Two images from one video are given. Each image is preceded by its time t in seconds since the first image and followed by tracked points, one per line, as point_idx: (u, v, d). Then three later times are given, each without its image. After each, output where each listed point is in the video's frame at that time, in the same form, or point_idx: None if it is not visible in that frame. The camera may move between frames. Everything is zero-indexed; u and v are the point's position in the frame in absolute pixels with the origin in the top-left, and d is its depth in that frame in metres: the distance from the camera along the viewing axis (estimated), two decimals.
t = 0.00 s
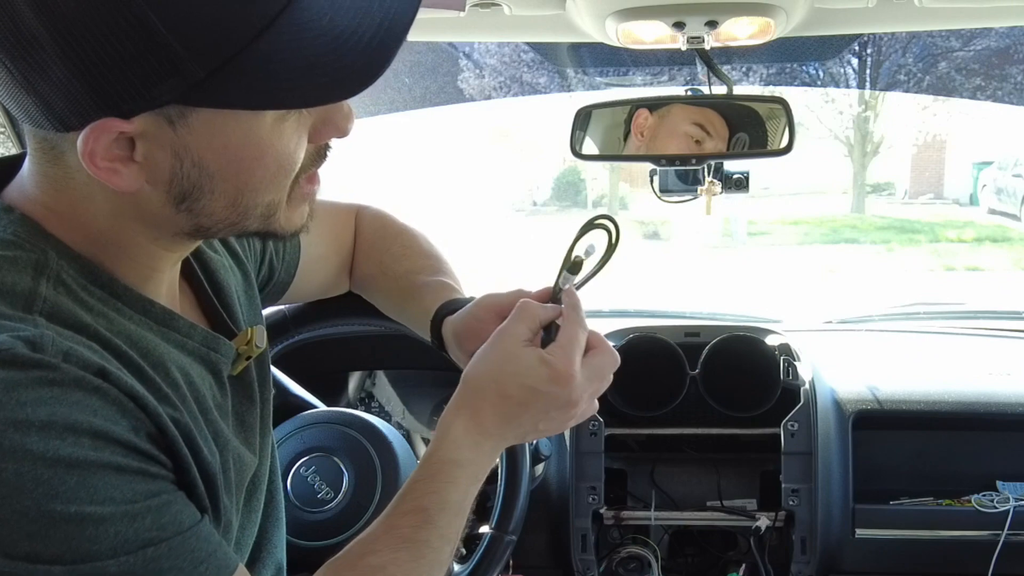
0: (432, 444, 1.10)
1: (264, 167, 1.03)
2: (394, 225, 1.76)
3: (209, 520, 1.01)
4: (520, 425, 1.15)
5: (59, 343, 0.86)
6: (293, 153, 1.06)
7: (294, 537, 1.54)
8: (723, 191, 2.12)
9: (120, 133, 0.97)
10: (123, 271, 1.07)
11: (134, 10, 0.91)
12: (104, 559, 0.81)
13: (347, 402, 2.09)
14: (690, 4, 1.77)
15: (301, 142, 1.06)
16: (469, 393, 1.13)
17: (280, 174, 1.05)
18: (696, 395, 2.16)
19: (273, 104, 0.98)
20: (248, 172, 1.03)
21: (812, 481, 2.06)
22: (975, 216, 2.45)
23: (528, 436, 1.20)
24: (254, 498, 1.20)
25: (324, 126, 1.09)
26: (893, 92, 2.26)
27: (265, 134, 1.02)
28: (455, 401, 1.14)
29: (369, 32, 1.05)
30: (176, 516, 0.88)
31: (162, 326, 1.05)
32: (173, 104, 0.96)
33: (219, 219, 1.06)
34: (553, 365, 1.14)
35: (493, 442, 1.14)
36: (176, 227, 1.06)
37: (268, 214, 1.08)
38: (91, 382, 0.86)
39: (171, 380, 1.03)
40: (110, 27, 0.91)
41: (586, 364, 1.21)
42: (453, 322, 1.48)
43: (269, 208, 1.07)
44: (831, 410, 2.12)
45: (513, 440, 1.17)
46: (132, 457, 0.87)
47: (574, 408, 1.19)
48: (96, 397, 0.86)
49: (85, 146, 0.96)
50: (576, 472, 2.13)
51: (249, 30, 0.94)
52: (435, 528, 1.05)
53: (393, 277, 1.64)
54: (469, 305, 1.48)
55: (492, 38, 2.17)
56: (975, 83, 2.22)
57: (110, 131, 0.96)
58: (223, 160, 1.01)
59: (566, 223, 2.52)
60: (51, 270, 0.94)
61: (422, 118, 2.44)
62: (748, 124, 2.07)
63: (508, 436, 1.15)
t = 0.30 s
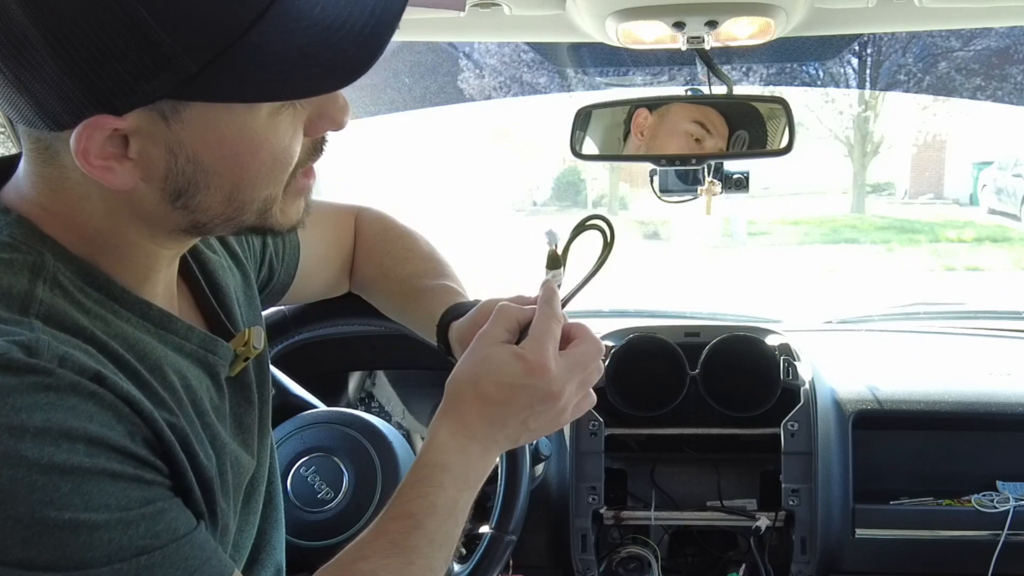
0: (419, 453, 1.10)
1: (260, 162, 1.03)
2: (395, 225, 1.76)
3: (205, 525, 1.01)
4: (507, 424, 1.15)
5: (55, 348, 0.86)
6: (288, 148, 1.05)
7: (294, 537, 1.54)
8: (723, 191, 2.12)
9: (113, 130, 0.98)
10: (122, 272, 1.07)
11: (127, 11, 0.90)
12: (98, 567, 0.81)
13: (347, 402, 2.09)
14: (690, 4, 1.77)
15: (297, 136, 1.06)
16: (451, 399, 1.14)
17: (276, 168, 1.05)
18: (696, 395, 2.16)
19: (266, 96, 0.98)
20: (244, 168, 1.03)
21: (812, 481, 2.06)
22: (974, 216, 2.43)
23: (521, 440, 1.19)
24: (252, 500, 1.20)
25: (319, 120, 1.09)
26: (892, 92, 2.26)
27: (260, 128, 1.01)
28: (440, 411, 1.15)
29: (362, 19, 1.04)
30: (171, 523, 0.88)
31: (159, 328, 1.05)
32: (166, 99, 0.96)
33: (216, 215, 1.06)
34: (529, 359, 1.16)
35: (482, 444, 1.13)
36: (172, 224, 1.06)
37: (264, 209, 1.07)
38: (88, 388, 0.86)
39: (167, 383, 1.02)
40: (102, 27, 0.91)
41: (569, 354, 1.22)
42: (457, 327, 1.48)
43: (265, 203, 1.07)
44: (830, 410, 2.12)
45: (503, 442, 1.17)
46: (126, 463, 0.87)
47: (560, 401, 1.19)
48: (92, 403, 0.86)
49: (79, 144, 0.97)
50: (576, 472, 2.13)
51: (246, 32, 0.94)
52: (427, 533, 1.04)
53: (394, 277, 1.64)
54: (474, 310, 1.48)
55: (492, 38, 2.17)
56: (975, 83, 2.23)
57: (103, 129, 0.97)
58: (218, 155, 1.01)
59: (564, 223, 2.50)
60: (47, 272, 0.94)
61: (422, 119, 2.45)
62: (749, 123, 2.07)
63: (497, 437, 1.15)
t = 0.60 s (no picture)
0: (428, 468, 1.10)
1: (260, 164, 1.03)
2: (395, 225, 1.76)
3: (205, 528, 1.01)
4: (516, 435, 1.15)
5: (57, 351, 0.86)
6: (288, 150, 1.05)
7: (294, 537, 1.54)
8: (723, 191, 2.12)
9: (116, 128, 0.97)
10: (120, 271, 1.07)
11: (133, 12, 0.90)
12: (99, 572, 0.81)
13: (347, 402, 2.09)
14: (690, 5, 1.77)
15: (297, 139, 1.06)
16: (460, 415, 1.15)
17: (275, 170, 1.05)
18: (696, 395, 2.16)
19: (267, 97, 0.98)
20: (244, 170, 1.03)
21: (812, 481, 2.06)
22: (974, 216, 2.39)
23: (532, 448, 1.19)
24: (250, 501, 1.20)
25: (320, 122, 1.09)
26: (892, 92, 2.28)
27: (262, 129, 1.02)
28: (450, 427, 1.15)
29: (366, 20, 1.05)
30: (170, 528, 0.88)
31: (159, 331, 1.06)
32: (170, 98, 0.96)
33: (215, 216, 1.06)
34: (533, 369, 1.16)
35: (491, 456, 1.14)
36: (171, 224, 1.06)
37: (262, 211, 1.07)
38: (89, 392, 0.86)
39: (167, 386, 1.03)
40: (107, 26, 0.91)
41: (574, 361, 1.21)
42: (475, 305, 1.51)
43: (263, 205, 1.07)
44: (830, 410, 2.12)
45: (514, 453, 1.17)
46: (126, 467, 0.87)
47: (569, 409, 1.19)
48: (93, 406, 0.86)
49: (81, 141, 0.96)
50: (576, 472, 2.12)
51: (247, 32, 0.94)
52: (433, 544, 1.04)
53: (395, 278, 1.64)
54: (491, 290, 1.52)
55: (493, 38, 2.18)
56: (975, 83, 2.23)
57: (107, 126, 0.96)
58: (220, 156, 1.01)
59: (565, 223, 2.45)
60: (48, 274, 0.94)
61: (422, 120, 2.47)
62: (749, 123, 2.07)
63: (506, 447, 1.15)
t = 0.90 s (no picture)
0: (436, 461, 1.12)
1: (265, 162, 1.03)
2: (395, 226, 1.76)
3: (209, 524, 1.01)
4: (525, 426, 1.16)
5: (63, 348, 0.86)
6: (292, 149, 1.05)
7: (294, 537, 1.54)
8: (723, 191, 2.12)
9: (124, 123, 0.97)
10: (125, 267, 1.08)
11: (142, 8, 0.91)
12: (105, 567, 0.81)
13: (347, 402, 2.09)
14: (690, 4, 1.77)
15: (301, 138, 1.06)
16: (467, 408, 1.16)
17: (280, 167, 1.05)
18: (696, 395, 2.16)
19: (272, 95, 0.98)
20: (249, 167, 1.02)
21: (812, 481, 2.06)
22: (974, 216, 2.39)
23: (545, 440, 1.20)
24: (251, 501, 1.20)
25: (324, 123, 1.09)
26: (892, 92, 2.27)
27: (268, 127, 1.02)
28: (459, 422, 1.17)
29: (372, 21, 1.06)
30: (176, 524, 0.88)
31: (164, 329, 1.06)
32: (178, 95, 0.96)
33: (220, 213, 1.05)
34: (538, 359, 1.16)
35: (501, 449, 1.15)
36: (176, 222, 1.06)
37: (267, 209, 1.07)
38: (95, 388, 0.86)
39: (171, 383, 1.03)
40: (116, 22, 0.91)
41: (582, 347, 1.20)
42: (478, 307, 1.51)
43: (268, 203, 1.07)
44: (830, 410, 2.12)
45: (525, 445, 1.17)
46: (133, 463, 0.87)
47: (577, 397, 1.19)
48: (98, 403, 0.86)
49: (88, 136, 0.97)
50: (576, 472, 2.12)
51: (249, 29, 0.94)
52: (441, 538, 1.05)
53: (396, 277, 1.65)
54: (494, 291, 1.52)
55: (492, 38, 2.18)
56: (975, 83, 2.23)
57: (114, 121, 0.97)
58: (226, 153, 1.01)
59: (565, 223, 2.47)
60: (53, 272, 0.94)
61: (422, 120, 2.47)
62: (749, 123, 2.07)
63: (516, 439, 1.16)
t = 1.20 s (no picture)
0: (447, 471, 1.11)
1: (265, 165, 1.03)
2: (397, 225, 1.76)
3: (212, 524, 1.01)
4: (536, 441, 1.17)
5: (64, 347, 0.86)
6: (291, 151, 1.05)
7: (294, 537, 1.54)
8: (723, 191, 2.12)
9: (125, 123, 0.97)
10: (124, 265, 1.08)
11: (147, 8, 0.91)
12: (107, 568, 0.81)
13: (347, 401, 2.09)
14: (691, 5, 1.77)
15: (300, 141, 1.06)
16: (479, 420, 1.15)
17: (279, 170, 1.05)
18: (696, 395, 2.16)
19: (272, 96, 0.98)
20: (249, 169, 1.02)
21: (812, 481, 2.06)
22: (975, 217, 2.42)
23: (547, 452, 1.21)
24: (252, 501, 1.20)
25: (323, 126, 1.09)
26: (893, 92, 2.28)
27: (268, 129, 1.02)
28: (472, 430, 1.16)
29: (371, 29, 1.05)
30: (178, 525, 0.88)
31: (168, 327, 1.06)
32: (180, 94, 0.96)
33: (219, 216, 1.05)
34: (553, 376, 1.16)
35: (511, 462, 1.15)
36: (175, 223, 1.06)
37: (266, 212, 1.07)
38: (98, 388, 0.86)
39: (175, 382, 1.03)
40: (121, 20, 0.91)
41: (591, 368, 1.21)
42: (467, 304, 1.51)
43: (267, 205, 1.07)
44: (830, 410, 2.11)
45: (531, 458, 1.18)
46: (135, 463, 0.87)
47: (587, 416, 1.20)
48: (101, 402, 0.86)
49: (89, 135, 0.97)
50: (576, 472, 2.12)
51: (252, 26, 0.94)
52: (448, 549, 1.04)
53: (397, 276, 1.64)
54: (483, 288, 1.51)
55: (492, 38, 2.18)
56: (975, 83, 2.23)
57: (115, 120, 0.96)
58: (226, 155, 1.01)
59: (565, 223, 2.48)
60: (56, 270, 0.94)
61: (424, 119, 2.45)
62: (749, 123, 2.07)
63: (526, 452, 1.16)
